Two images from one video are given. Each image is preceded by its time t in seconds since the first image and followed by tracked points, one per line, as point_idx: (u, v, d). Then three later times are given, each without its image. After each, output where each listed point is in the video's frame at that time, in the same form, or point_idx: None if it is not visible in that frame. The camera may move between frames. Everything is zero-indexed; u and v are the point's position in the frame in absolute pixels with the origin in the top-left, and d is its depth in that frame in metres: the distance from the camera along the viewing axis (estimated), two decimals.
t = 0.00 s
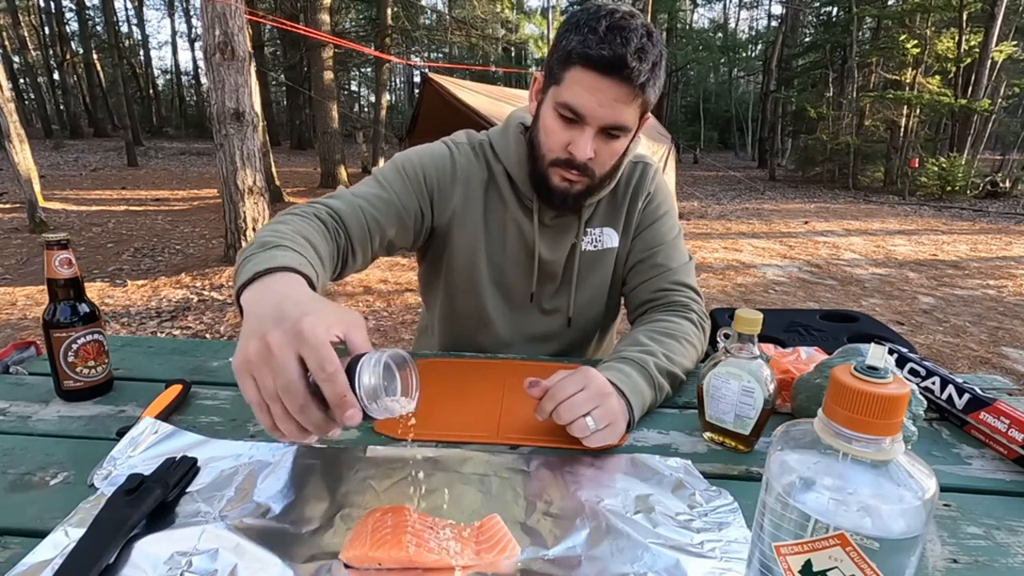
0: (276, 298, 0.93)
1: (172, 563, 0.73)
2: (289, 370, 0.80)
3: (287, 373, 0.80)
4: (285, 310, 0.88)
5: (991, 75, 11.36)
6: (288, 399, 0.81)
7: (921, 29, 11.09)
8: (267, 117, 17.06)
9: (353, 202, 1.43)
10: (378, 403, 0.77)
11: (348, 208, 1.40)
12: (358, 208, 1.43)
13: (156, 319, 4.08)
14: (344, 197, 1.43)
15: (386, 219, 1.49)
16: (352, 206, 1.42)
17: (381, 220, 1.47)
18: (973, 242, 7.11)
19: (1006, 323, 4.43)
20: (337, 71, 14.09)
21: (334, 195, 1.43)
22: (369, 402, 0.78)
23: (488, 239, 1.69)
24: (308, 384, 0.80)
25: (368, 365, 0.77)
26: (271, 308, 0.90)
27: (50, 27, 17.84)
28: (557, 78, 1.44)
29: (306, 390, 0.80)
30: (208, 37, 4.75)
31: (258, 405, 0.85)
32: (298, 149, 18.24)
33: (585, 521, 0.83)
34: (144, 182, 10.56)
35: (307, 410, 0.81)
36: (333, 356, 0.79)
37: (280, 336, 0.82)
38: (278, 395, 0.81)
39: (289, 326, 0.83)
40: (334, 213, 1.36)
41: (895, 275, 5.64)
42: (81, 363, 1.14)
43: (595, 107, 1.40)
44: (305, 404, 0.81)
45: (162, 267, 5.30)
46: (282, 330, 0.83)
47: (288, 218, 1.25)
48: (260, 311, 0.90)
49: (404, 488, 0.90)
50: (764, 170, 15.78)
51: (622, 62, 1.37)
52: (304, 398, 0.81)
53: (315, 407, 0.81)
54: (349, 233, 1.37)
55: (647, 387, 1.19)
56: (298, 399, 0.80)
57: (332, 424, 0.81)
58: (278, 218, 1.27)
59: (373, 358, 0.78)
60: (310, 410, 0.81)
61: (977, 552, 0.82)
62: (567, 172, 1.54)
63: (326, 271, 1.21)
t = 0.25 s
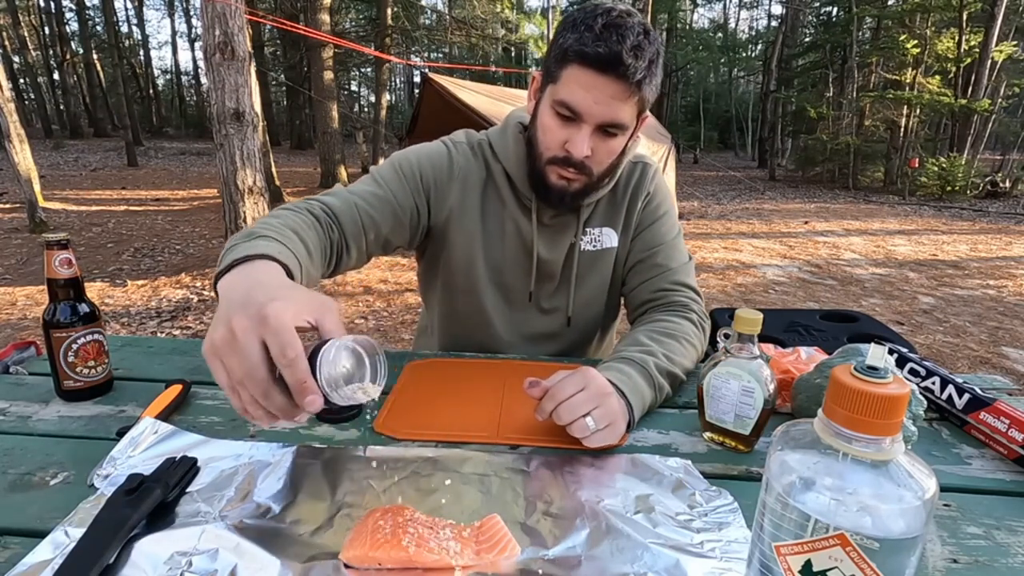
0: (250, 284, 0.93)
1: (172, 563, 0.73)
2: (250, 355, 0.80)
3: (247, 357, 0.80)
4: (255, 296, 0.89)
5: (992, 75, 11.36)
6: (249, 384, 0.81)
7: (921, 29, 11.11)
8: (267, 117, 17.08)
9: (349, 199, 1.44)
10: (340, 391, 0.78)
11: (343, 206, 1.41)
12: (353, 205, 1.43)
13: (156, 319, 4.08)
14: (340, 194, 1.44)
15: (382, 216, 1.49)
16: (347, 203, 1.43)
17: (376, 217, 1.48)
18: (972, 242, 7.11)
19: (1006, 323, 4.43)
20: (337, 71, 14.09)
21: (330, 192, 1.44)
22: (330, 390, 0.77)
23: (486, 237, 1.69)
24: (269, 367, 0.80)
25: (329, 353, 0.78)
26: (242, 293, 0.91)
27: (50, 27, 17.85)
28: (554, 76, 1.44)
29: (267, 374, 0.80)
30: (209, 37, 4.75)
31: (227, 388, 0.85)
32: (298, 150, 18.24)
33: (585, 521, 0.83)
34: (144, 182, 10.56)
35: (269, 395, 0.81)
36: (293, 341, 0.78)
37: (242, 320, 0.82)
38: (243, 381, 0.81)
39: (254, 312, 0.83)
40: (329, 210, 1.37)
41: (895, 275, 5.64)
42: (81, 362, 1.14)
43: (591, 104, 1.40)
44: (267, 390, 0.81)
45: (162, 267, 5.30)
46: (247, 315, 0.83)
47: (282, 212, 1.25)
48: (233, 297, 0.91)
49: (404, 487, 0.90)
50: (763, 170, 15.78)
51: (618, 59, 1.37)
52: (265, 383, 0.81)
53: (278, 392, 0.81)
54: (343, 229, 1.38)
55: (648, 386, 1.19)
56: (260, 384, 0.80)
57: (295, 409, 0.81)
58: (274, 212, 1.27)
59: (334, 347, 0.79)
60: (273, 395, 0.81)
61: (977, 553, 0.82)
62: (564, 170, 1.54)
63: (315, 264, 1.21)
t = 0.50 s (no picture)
0: (234, 271, 0.94)
1: (172, 563, 0.73)
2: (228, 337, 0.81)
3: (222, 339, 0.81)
4: (234, 283, 0.90)
5: (992, 75, 11.37)
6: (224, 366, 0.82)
7: (921, 29, 11.11)
8: (267, 117, 17.08)
9: (346, 198, 1.45)
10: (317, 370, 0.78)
11: (339, 205, 1.42)
12: (350, 205, 1.44)
13: (156, 319, 4.08)
14: (337, 192, 1.45)
15: (379, 215, 1.50)
16: (344, 202, 1.43)
17: (374, 216, 1.48)
18: (972, 242, 7.11)
19: (1006, 323, 4.43)
20: (337, 71, 14.09)
21: (327, 191, 1.45)
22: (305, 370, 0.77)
23: (485, 236, 1.69)
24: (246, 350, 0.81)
25: (305, 335, 0.79)
26: (224, 279, 0.92)
27: (50, 27, 17.86)
28: (551, 75, 1.44)
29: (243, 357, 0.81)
30: (209, 37, 4.75)
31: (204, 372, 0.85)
32: (298, 150, 18.25)
33: (585, 521, 0.83)
34: (144, 182, 10.56)
35: (245, 377, 0.81)
36: (269, 322, 0.79)
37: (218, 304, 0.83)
38: (218, 363, 0.82)
39: (231, 296, 0.84)
40: (325, 208, 1.38)
41: (895, 275, 5.64)
42: (81, 363, 1.14)
43: (587, 102, 1.40)
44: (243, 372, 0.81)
45: (162, 267, 5.30)
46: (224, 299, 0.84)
47: (280, 210, 1.25)
48: (216, 283, 0.91)
49: (404, 488, 0.90)
50: (763, 170, 15.78)
51: (615, 57, 1.37)
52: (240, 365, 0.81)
53: (255, 373, 0.81)
54: (339, 227, 1.39)
55: (648, 386, 1.19)
56: (235, 366, 0.81)
57: (272, 391, 0.81)
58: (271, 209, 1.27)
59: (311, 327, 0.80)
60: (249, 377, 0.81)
61: (977, 553, 0.82)
62: (562, 169, 1.53)
63: (309, 263, 1.22)
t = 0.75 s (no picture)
0: (283, 271, 0.96)
1: (172, 563, 0.73)
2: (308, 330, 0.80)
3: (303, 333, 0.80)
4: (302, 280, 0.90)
5: (992, 75, 11.36)
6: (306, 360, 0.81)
7: (921, 29, 11.11)
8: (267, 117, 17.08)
9: (354, 198, 1.44)
10: (400, 357, 0.75)
11: (347, 204, 1.41)
12: (358, 204, 1.43)
13: (156, 319, 4.08)
14: (344, 192, 1.44)
15: (386, 215, 1.50)
16: (352, 201, 1.43)
17: (381, 217, 1.48)
18: (973, 242, 7.11)
19: (1006, 323, 4.43)
20: (337, 71, 14.08)
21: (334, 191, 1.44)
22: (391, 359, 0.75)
23: (487, 236, 1.69)
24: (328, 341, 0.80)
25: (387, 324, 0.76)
26: (282, 279, 0.94)
27: (50, 27, 17.86)
28: (551, 74, 1.44)
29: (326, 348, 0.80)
30: (209, 37, 4.75)
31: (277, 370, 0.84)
32: (298, 149, 18.25)
33: (585, 521, 0.83)
34: (144, 182, 10.56)
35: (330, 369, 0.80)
36: (349, 313, 0.78)
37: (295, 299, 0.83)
38: (299, 359, 0.81)
39: (303, 290, 0.85)
40: (334, 207, 1.38)
41: (895, 275, 5.64)
42: (81, 363, 1.14)
43: (587, 100, 1.40)
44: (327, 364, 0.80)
45: (162, 267, 5.30)
46: (300, 293, 0.84)
47: (296, 211, 1.25)
48: (270, 284, 0.93)
49: (404, 489, 0.90)
50: (763, 170, 15.78)
51: (614, 56, 1.37)
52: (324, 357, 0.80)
53: (338, 365, 0.81)
54: (350, 227, 1.38)
55: (648, 387, 1.18)
56: (319, 359, 0.80)
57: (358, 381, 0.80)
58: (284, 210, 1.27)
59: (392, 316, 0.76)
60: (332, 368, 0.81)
61: (977, 552, 0.82)
62: (562, 168, 1.53)
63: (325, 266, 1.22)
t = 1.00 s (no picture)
0: (327, 280, 0.92)
1: (172, 563, 0.73)
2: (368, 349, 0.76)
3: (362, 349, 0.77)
4: (358, 293, 0.86)
5: (992, 75, 11.36)
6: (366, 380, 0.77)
7: (921, 29, 11.11)
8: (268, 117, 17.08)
9: (368, 198, 1.43)
10: (462, 377, 0.74)
11: (363, 203, 1.39)
12: (373, 204, 1.42)
13: (156, 319, 4.08)
14: (358, 193, 1.43)
15: (400, 216, 1.48)
16: (368, 201, 1.41)
17: (396, 218, 1.46)
18: (973, 242, 7.11)
19: (1006, 323, 4.43)
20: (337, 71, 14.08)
21: (347, 191, 1.43)
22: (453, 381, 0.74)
23: (493, 237, 1.69)
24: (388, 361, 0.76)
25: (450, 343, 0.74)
26: (330, 288, 0.90)
27: (50, 26, 17.86)
28: (559, 74, 1.44)
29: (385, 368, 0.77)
30: (208, 37, 4.75)
31: (331, 390, 0.81)
32: (298, 149, 18.25)
33: (585, 521, 0.83)
34: (144, 182, 10.55)
35: (391, 390, 0.77)
36: (414, 334, 0.75)
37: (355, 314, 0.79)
38: (360, 378, 0.77)
39: (365, 305, 0.81)
40: (350, 208, 1.36)
41: (895, 275, 5.64)
42: (81, 363, 1.14)
43: (597, 101, 1.39)
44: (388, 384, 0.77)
45: (162, 267, 5.30)
46: (359, 311, 0.80)
47: (313, 214, 1.23)
48: (312, 294, 0.90)
49: (405, 489, 0.90)
50: (764, 170, 15.78)
51: (624, 57, 1.37)
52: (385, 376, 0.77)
53: (401, 389, 0.77)
54: (367, 228, 1.36)
55: (648, 386, 1.18)
56: (382, 381, 0.76)
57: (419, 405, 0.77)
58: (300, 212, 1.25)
59: (454, 334, 0.75)
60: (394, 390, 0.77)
61: (977, 552, 0.82)
62: (570, 169, 1.53)
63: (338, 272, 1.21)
